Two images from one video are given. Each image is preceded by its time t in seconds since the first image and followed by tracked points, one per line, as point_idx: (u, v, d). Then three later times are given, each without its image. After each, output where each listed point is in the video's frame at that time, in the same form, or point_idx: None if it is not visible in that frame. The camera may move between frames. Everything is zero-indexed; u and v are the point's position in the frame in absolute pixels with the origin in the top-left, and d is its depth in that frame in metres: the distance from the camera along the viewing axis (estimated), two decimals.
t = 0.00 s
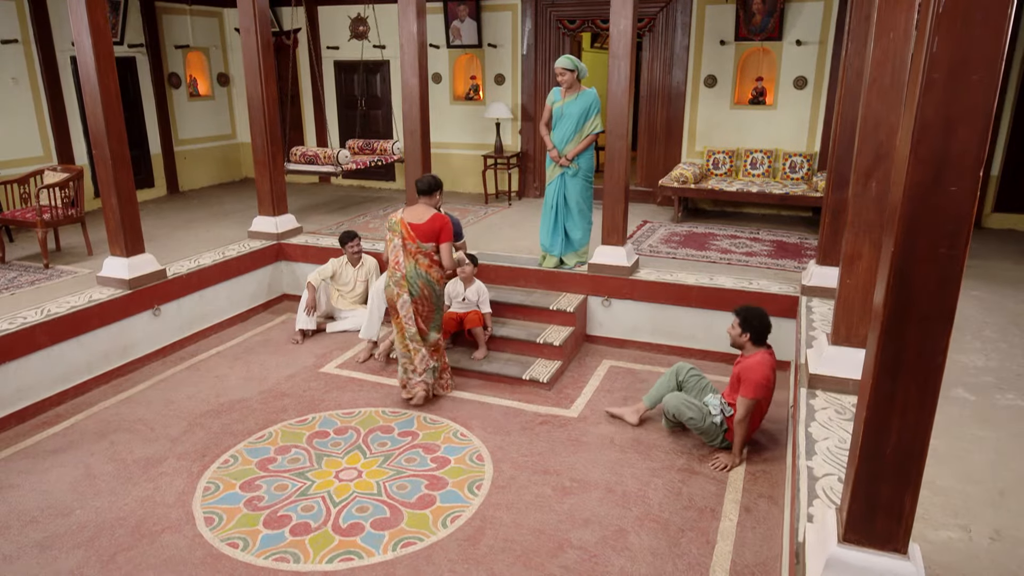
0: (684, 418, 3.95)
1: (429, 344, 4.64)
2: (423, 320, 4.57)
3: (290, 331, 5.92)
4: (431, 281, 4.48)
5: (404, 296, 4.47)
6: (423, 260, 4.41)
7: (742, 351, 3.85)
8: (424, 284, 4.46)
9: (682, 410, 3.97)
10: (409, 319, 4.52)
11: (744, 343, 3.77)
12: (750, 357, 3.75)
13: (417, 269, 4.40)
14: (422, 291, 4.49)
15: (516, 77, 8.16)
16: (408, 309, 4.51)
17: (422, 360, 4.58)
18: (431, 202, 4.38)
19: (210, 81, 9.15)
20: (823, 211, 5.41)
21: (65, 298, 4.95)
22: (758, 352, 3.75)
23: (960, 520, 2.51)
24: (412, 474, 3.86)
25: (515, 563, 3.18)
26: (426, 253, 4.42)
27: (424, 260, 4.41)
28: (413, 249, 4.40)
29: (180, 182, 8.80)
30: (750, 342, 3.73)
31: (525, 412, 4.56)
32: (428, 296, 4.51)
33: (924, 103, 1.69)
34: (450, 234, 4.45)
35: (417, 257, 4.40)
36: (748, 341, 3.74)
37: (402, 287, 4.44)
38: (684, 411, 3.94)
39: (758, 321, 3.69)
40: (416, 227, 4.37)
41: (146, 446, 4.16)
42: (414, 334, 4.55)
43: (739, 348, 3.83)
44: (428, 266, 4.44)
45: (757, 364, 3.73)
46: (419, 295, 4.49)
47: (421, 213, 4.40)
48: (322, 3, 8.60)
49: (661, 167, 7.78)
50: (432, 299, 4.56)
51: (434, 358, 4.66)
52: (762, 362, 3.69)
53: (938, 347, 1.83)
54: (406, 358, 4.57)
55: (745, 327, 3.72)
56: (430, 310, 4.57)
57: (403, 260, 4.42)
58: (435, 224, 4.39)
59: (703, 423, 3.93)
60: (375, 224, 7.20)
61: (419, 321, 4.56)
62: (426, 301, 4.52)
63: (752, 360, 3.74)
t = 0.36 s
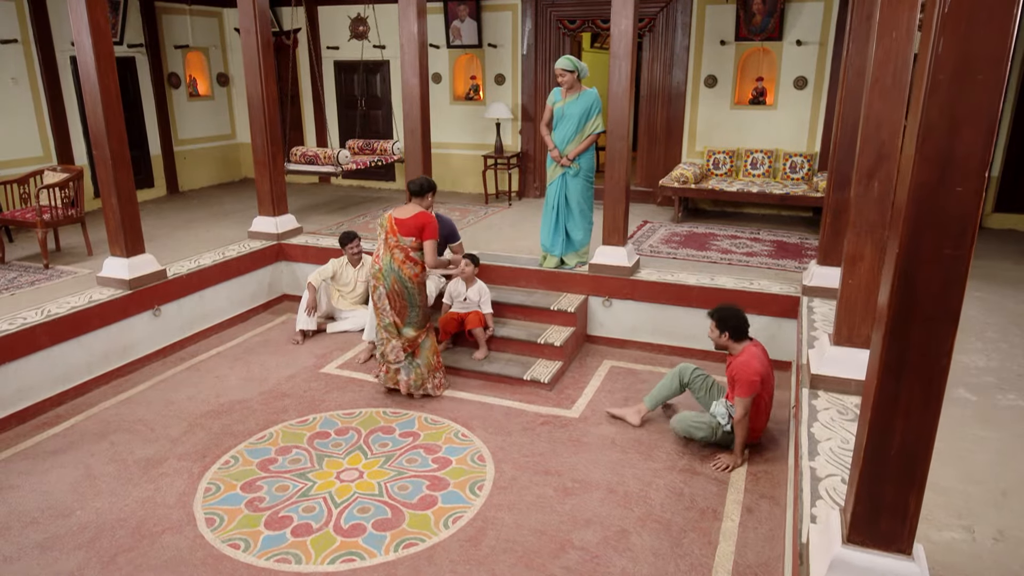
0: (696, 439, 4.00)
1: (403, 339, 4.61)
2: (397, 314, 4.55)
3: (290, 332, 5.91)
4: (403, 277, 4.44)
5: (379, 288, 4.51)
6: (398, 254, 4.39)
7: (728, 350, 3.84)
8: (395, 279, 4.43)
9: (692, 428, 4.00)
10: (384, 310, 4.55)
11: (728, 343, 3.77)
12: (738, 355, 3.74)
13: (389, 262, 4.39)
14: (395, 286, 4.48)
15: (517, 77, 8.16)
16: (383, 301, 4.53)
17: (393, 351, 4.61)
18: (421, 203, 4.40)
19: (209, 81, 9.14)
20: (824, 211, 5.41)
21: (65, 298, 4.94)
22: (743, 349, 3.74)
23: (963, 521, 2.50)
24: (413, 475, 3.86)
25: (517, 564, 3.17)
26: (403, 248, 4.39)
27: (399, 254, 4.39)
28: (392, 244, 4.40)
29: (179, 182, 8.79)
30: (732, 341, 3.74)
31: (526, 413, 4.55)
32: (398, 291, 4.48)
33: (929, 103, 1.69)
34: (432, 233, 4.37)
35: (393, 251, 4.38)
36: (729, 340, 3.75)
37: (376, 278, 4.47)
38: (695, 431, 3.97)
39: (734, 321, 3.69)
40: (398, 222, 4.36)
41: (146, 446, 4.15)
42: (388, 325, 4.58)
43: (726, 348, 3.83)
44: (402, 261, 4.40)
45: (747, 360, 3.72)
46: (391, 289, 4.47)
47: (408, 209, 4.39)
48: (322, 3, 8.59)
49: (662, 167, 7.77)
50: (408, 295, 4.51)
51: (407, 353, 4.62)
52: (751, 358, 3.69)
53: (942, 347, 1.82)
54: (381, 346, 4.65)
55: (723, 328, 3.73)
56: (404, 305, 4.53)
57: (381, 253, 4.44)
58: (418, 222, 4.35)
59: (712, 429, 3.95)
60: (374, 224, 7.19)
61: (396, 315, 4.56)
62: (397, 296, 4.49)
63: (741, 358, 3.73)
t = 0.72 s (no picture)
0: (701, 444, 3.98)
1: (380, 338, 4.54)
2: (376, 312, 4.48)
3: (291, 332, 5.90)
4: (385, 276, 4.37)
5: (361, 284, 4.44)
6: (383, 253, 4.33)
7: (753, 354, 3.82)
8: (377, 277, 4.36)
9: (698, 436, 3.97)
10: (363, 307, 4.48)
11: (758, 348, 3.74)
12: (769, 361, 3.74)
13: (373, 260, 4.33)
14: (376, 284, 4.40)
15: (517, 77, 8.15)
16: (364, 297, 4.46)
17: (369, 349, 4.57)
18: (412, 209, 4.41)
19: (208, 81, 9.11)
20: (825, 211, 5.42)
21: (66, 299, 4.92)
22: (774, 357, 3.74)
23: (970, 521, 2.50)
24: (416, 476, 3.85)
25: (520, 566, 3.16)
26: (389, 247, 4.33)
27: (383, 253, 4.33)
28: (379, 242, 4.34)
29: (179, 182, 8.78)
30: (764, 347, 3.71)
31: (528, 413, 4.55)
32: (377, 290, 4.41)
33: (939, 103, 1.69)
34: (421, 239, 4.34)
35: (378, 249, 4.33)
36: (761, 345, 3.73)
37: (360, 275, 4.41)
38: (702, 438, 3.95)
39: (772, 327, 3.66)
40: (389, 222, 4.32)
41: (147, 447, 4.14)
42: (365, 322, 4.51)
43: (753, 352, 3.80)
44: (386, 260, 4.34)
45: (777, 369, 3.75)
46: (372, 287, 4.40)
47: (402, 213, 4.37)
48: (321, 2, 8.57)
49: (662, 167, 7.77)
50: (389, 295, 4.44)
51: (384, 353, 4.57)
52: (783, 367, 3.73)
53: (951, 348, 1.81)
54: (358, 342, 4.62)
55: (759, 332, 3.69)
56: (384, 304, 4.45)
57: (367, 250, 4.38)
58: (409, 226, 4.32)
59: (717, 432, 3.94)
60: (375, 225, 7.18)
61: (373, 314, 4.49)
62: (376, 295, 4.42)
63: (771, 365, 3.74)
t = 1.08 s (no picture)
0: (704, 445, 3.98)
1: (377, 338, 4.50)
2: (374, 312, 4.44)
3: (291, 333, 5.88)
4: (385, 275, 4.34)
5: (359, 283, 4.40)
6: (383, 252, 4.31)
7: (771, 356, 3.87)
8: (377, 276, 4.33)
9: (702, 436, 3.97)
10: (360, 306, 4.45)
11: (780, 349, 3.79)
12: (787, 364, 3.79)
13: (373, 259, 4.31)
14: (375, 283, 4.38)
15: (516, 77, 8.13)
16: (361, 297, 4.42)
17: (366, 349, 4.52)
18: (414, 213, 4.41)
19: (207, 81, 9.09)
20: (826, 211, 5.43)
21: (65, 300, 4.90)
22: (793, 361, 3.79)
23: (977, 523, 2.49)
24: (418, 478, 3.84)
25: (524, 568, 3.15)
26: (390, 247, 4.32)
27: (383, 252, 4.31)
28: (379, 242, 4.32)
29: (178, 182, 8.75)
30: (787, 349, 3.76)
31: (530, 414, 4.54)
32: (376, 291, 4.38)
33: (950, 104, 1.68)
34: (423, 243, 4.35)
35: (378, 248, 4.31)
36: (784, 347, 3.77)
37: (359, 274, 4.38)
38: (705, 438, 3.95)
39: (800, 329, 3.71)
40: (391, 223, 4.32)
41: (148, 449, 4.12)
42: (363, 321, 4.47)
43: (773, 352, 3.85)
44: (386, 259, 4.32)
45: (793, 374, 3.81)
46: (371, 286, 4.37)
47: (403, 215, 4.37)
48: (320, 2, 8.55)
49: (662, 167, 7.76)
50: (388, 294, 4.42)
51: (380, 354, 4.54)
52: (799, 373, 3.79)
53: (962, 349, 1.81)
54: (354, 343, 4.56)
55: (787, 333, 3.73)
56: (382, 304, 4.42)
57: (366, 249, 4.35)
58: (411, 229, 4.32)
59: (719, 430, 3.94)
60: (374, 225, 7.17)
61: (371, 315, 4.45)
62: (374, 295, 4.39)
63: (789, 369, 3.80)
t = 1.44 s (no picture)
0: (708, 445, 3.98)
1: (381, 338, 4.50)
2: (378, 313, 4.43)
3: (292, 334, 5.86)
4: (388, 276, 4.32)
5: (361, 283, 4.38)
6: (386, 253, 4.29)
7: (778, 356, 3.90)
8: (380, 277, 4.31)
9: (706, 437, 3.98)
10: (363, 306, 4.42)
11: (788, 350, 3.82)
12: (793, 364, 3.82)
13: (376, 260, 4.29)
14: (378, 284, 4.36)
15: (516, 78, 8.12)
16: (364, 298, 4.40)
17: (369, 350, 4.51)
18: (417, 214, 4.40)
19: (205, 81, 9.05)
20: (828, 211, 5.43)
21: (65, 301, 4.87)
22: (800, 362, 3.82)
23: (986, 524, 2.49)
24: (422, 480, 3.82)
25: (530, 569, 3.14)
26: (393, 248, 4.30)
27: (387, 253, 4.29)
28: (382, 243, 4.30)
29: (176, 183, 8.72)
30: (795, 350, 3.79)
31: (533, 415, 4.53)
32: (380, 293, 4.37)
33: (966, 104, 1.67)
34: (426, 245, 4.33)
35: (381, 249, 4.29)
36: (792, 347, 3.80)
37: (361, 274, 4.35)
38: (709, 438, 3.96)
39: (810, 330, 3.74)
40: (393, 224, 4.30)
41: (150, 451, 4.10)
42: (366, 322, 4.45)
43: (780, 353, 3.88)
44: (389, 260, 4.30)
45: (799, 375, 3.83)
46: (374, 287, 4.35)
47: (405, 216, 4.36)
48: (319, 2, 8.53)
49: (662, 168, 7.75)
50: (391, 295, 4.40)
51: (384, 355, 4.53)
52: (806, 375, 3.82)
53: (977, 349, 1.80)
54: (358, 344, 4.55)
55: (796, 333, 3.77)
56: (385, 304, 4.41)
57: (369, 250, 4.34)
58: (413, 230, 4.31)
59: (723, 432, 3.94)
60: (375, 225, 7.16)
61: (374, 316, 4.44)
62: (378, 297, 4.38)
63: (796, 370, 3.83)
